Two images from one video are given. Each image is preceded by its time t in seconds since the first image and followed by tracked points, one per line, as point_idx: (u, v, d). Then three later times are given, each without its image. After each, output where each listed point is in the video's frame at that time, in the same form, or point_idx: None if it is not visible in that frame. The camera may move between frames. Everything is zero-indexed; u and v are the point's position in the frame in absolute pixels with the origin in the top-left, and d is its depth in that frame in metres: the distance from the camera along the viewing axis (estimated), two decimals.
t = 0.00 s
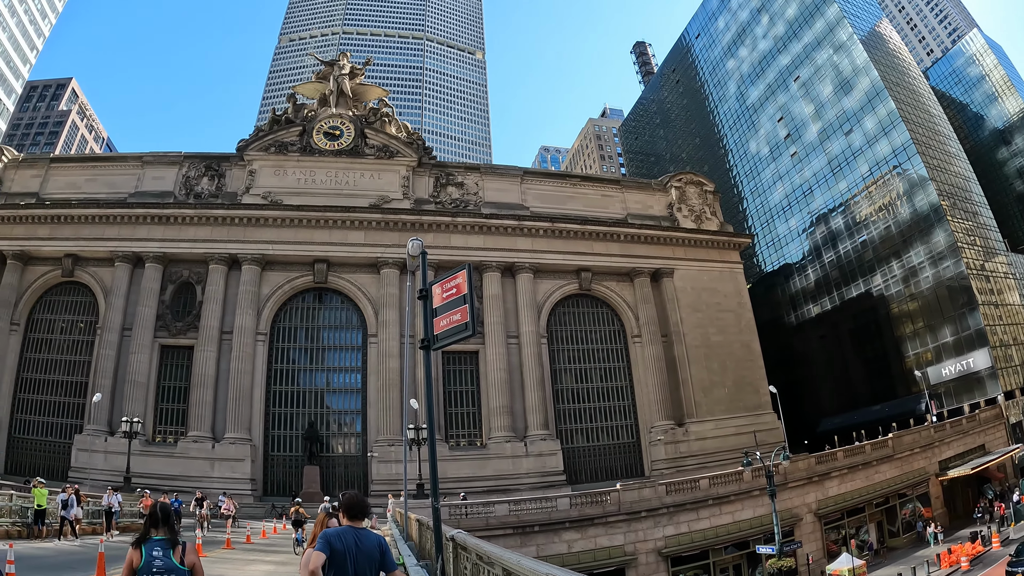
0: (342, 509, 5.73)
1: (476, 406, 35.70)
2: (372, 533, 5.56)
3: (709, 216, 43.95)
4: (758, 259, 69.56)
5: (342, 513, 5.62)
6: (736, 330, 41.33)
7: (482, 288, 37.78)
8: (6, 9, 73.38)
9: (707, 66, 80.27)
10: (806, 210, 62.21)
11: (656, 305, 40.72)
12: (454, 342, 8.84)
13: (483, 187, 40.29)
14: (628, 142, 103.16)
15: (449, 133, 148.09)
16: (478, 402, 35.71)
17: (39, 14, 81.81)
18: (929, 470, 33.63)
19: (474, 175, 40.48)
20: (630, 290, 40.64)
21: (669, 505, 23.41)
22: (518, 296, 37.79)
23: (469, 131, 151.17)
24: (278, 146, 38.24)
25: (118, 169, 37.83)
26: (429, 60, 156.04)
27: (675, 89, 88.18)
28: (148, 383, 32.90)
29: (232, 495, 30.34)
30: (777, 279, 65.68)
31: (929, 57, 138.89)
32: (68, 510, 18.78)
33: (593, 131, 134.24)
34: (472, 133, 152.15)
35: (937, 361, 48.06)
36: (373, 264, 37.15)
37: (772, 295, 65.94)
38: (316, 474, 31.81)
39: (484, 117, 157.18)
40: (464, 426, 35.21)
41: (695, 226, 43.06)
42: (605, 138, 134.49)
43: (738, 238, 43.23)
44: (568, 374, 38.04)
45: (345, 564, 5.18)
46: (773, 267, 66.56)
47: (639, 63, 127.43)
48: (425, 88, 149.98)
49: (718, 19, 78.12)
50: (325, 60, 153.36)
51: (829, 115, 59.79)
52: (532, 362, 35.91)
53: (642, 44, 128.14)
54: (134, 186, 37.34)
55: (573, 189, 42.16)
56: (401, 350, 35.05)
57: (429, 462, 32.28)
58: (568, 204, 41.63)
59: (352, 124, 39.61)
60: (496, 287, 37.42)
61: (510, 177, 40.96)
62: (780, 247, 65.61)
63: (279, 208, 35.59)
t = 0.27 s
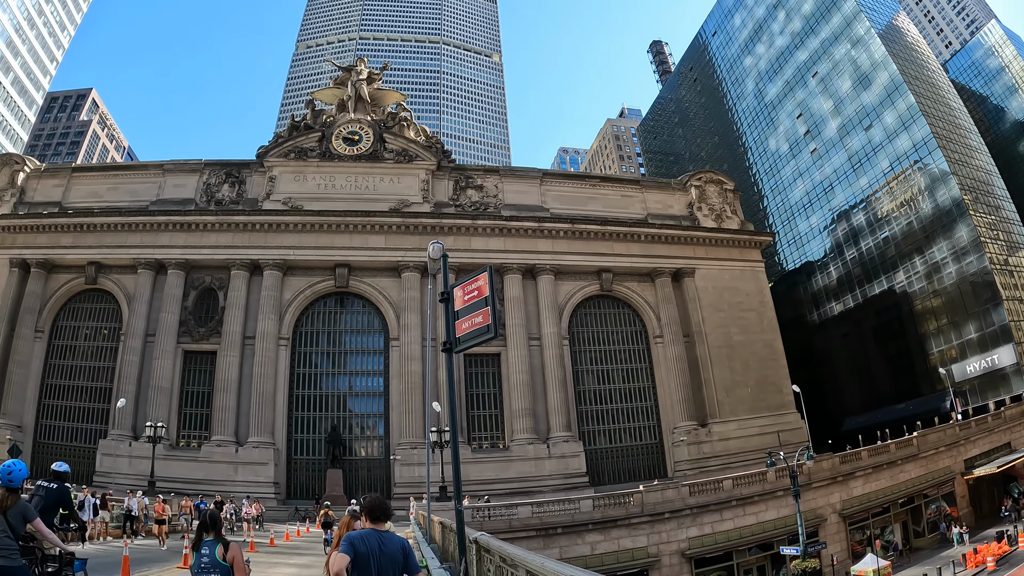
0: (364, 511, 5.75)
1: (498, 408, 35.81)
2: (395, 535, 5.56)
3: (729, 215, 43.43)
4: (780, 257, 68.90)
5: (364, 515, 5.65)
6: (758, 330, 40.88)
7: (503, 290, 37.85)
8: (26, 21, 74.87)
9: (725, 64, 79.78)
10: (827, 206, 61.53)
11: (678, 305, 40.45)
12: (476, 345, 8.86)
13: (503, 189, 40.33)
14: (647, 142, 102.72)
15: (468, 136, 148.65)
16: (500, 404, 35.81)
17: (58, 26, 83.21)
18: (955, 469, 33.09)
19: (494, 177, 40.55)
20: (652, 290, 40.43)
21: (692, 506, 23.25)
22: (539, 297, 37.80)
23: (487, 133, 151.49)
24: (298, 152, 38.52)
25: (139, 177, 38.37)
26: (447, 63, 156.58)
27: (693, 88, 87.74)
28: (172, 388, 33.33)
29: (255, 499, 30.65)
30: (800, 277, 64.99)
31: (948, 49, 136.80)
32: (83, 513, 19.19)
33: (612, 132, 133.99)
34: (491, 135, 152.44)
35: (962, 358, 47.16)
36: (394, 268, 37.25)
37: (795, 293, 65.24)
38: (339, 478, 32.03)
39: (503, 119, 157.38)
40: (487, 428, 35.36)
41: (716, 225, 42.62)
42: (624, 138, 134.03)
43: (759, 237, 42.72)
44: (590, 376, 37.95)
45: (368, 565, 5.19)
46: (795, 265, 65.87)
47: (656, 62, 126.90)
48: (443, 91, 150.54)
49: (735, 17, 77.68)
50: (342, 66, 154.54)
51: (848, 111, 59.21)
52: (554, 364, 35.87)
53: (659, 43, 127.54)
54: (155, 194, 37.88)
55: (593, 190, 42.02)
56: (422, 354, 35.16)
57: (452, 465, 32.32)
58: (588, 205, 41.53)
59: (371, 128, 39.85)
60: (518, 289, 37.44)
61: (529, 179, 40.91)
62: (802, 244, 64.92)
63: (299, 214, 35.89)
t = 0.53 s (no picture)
0: (385, 515, 5.77)
1: (519, 410, 35.86)
2: (417, 538, 5.55)
3: (748, 213, 43.01)
4: (800, 255, 68.25)
5: (384, 518, 5.67)
6: (779, 328, 40.47)
7: (523, 292, 37.88)
8: (44, 33, 76.22)
9: (740, 61, 79.26)
10: (846, 203, 60.87)
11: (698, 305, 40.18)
12: (497, 347, 8.91)
13: (521, 191, 40.35)
14: (664, 141, 102.17)
15: (484, 138, 149.06)
16: (521, 407, 35.85)
17: (76, 36, 84.51)
18: (979, 467, 32.57)
19: (511, 179, 40.58)
20: (671, 290, 40.21)
21: (714, 507, 23.08)
22: (559, 298, 37.80)
23: (504, 135, 151.70)
24: (315, 157, 38.89)
25: (159, 185, 38.90)
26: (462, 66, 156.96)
27: (709, 86, 87.20)
28: (194, 393, 33.73)
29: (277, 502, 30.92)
30: (820, 274, 64.28)
31: (965, 42, 134.78)
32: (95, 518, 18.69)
33: (628, 131, 133.57)
34: (508, 136, 152.60)
35: (985, 355, 46.24)
36: (414, 271, 37.40)
37: (815, 291, 64.54)
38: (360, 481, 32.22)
39: (519, 120, 157.46)
40: (508, 430, 35.44)
41: (734, 223, 42.24)
42: (641, 138, 133.55)
43: (778, 235, 42.29)
44: (610, 377, 37.84)
45: (391, 568, 5.18)
46: (815, 263, 65.20)
47: (671, 61, 126.34)
48: (458, 94, 151.00)
49: (750, 13, 77.18)
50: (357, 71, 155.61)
51: (866, 106, 58.55)
52: (574, 365, 35.81)
53: (674, 41, 126.89)
54: (176, 201, 38.36)
55: (611, 190, 41.90)
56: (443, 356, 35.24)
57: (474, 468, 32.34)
58: (606, 205, 41.41)
59: (388, 132, 40.05)
60: (537, 291, 37.45)
61: (547, 181, 40.86)
62: (822, 242, 64.22)
63: (318, 218, 36.16)
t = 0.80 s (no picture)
0: (404, 518, 5.79)
1: (537, 412, 35.89)
2: (436, 539, 5.56)
3: (765, 211, 42.66)
4: (817, 253, 67.63)
5: (404, 521, 5.70)
6: (797, 327, 40.11)
7: (540, 294, 37.89)
8: (60, 42, 77.35)
9: (754, 58, 78.79)
10: (863, 199, 60.27)
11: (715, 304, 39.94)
12: (514, 348, 8.95)
13: (536, 192, 40.34)
14: (678, 140, 101.69)
15: (499, 140, 149.31)
16: (538, 408, 35.87)
17: (90, 46, 85.69)
18: (1000, 465, 32.13)
19: (527, 181, 40.61)
20: (688, 289, 39.98)
21: (733, 508, 22.93)
22: (576, 299, 37.77)
23: (519, 136, 151.79)
24: (331, 162, 39.17)
25: (175, 191, 39.33)
26: (476, 69, 157.10)
27: (723, 84, 86.74)
28: (212, 397, 34.06)
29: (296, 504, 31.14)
30: (838, 272, 63.65)
31: (979, 34, 132.91)
32: (105, 518, 18.56)
33: (643, 131, 133.08)
34: (523, 138, 152.62)
35: (1005, 352, 45.46)
36: (430, 274, 37.56)
37: (832, 289, 63.89)
38: (379, 483, 32.38)
39: (533, 121, 157.40)
40: (525, 431, 35.49)
41: (751, 222, 41.90)
42: (656, 137, 132.97)
43: (796, 232, 41.91)
44: (627, 377, 37.75)
45: (411, 572, 5.18)
46: (833, 261, 64.56)
47: (685, 60, 125.78)
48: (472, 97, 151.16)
49: (763, 10, 76.71)
50: (371, 75, 156.54)
51: (881, 101, 57.97)
52: (593, 366, 35.73)
53: (687, 39, 126.32)
54: (192, 207, 38.77)
55: (627, 191, 41.82)
56: (460, 358, 35.33)
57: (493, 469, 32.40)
58: (623, 205, 41.29)
59: (402, 136, 40.18)
60: (554, 292, 37.43)
61: (562, 182, 40.83)
62: (838, 239, 63.60)
63: (334, 222, 36.37)
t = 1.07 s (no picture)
0: (423, 520, 5.80)
1: (554, 413, 35.88)
2: (456, 541, 5.57)
3: (781, 209, 42.32)
4: (834, 251, 67.07)
5: (423, 523, 5.69)
6: (815, 325, 39.72)
7: (556, 294, 37.85)
8: (74, 51, 78.42)
9: (768, 55, 78.33)
10: (880, 196, 59.70)
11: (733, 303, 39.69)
12: (533, 349, 8.96)
13: (552, 193, 40.32)
14: (693, 139, 101.26)
15: (514, 141, 149.38)
16: (556, 409, 35.86)
17: (106, 54, 86.72)
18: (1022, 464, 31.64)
19: (542, 182, 40.60)
20: (705, 289, 39.77)
21: (752, 508, 22.78)
22: (592, 300, 37.71)
23: (533, 137, 151.64)
24: (346, 165, 39.35)
25: (192, 197, 39.71)
26: (490, 70, 157.20)
27: (737, 82, 86.33)
28: (230, 400, 34.35)
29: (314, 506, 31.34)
30: (855, 270, 63.04)
31: (995, 27, 130.99)
32: (111, 522, 18.44)
33: (658, 130, 132.58)
34: (538, 139, 152.49)
35: None
36: (446, 276, 37.65)
37: (850, 286, 63.31)
38: (397, 485, 32.47)
39: (548, 121, 157.15)
40: (543, 432, 35.50)
41: (767, 220, 41.57)
42: (670, 137, 132.40)
43: (813, 230, 41.51)
44: (645, 377, 37.62)
45: (432, 572, 5.18)
46: (850, 258, 64.00)
47: (698, 58, 125.25)
48: (486, 99, 151.32)
49: (776, 7, 76.27)
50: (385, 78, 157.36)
51: (896, 96, 57.42)
52: (610, 367, 35.63)
53: (700, 38, 125.80)
54: (209, 211, 39.12)
55: (642, 190, 41.70)
56: (477, 360, 35.38)
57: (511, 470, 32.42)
58: (638, 205, 41.16)
59: (417, 139, 40.33)
60: (570, 293, 37.38)
61: (578, 182, 40.78)
62: (855, 236, 63.03)
63: (350, 225, 36.56)
